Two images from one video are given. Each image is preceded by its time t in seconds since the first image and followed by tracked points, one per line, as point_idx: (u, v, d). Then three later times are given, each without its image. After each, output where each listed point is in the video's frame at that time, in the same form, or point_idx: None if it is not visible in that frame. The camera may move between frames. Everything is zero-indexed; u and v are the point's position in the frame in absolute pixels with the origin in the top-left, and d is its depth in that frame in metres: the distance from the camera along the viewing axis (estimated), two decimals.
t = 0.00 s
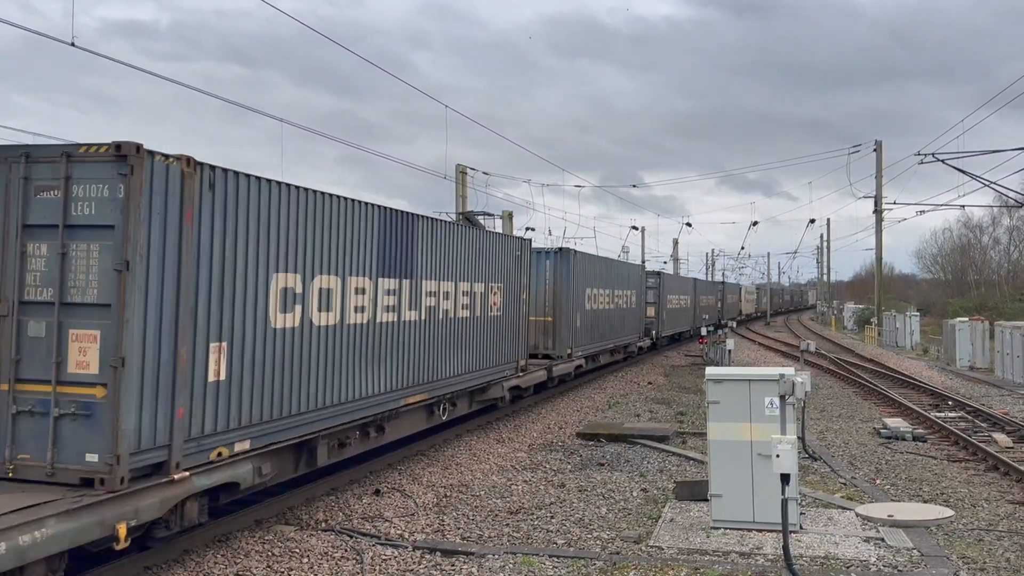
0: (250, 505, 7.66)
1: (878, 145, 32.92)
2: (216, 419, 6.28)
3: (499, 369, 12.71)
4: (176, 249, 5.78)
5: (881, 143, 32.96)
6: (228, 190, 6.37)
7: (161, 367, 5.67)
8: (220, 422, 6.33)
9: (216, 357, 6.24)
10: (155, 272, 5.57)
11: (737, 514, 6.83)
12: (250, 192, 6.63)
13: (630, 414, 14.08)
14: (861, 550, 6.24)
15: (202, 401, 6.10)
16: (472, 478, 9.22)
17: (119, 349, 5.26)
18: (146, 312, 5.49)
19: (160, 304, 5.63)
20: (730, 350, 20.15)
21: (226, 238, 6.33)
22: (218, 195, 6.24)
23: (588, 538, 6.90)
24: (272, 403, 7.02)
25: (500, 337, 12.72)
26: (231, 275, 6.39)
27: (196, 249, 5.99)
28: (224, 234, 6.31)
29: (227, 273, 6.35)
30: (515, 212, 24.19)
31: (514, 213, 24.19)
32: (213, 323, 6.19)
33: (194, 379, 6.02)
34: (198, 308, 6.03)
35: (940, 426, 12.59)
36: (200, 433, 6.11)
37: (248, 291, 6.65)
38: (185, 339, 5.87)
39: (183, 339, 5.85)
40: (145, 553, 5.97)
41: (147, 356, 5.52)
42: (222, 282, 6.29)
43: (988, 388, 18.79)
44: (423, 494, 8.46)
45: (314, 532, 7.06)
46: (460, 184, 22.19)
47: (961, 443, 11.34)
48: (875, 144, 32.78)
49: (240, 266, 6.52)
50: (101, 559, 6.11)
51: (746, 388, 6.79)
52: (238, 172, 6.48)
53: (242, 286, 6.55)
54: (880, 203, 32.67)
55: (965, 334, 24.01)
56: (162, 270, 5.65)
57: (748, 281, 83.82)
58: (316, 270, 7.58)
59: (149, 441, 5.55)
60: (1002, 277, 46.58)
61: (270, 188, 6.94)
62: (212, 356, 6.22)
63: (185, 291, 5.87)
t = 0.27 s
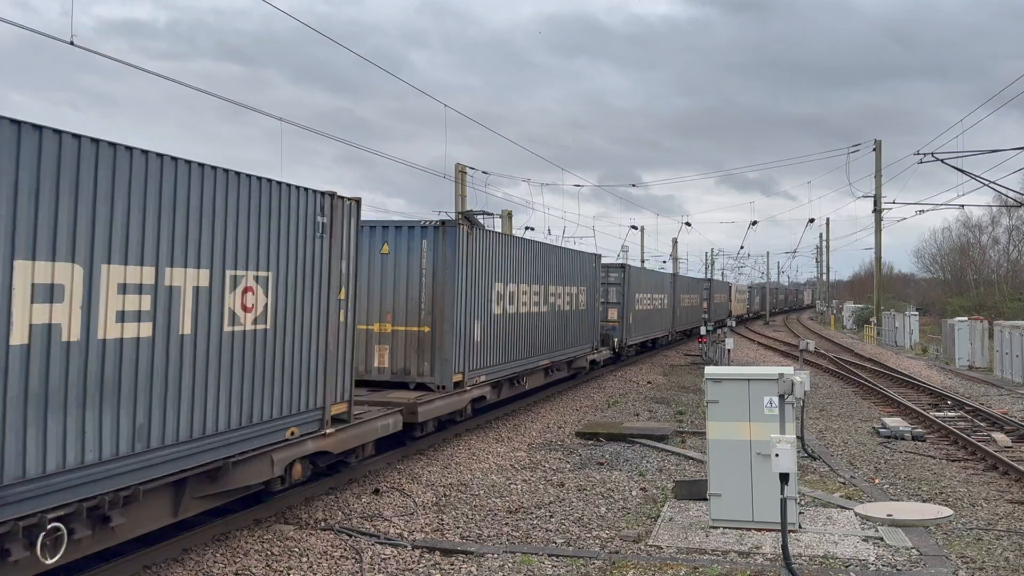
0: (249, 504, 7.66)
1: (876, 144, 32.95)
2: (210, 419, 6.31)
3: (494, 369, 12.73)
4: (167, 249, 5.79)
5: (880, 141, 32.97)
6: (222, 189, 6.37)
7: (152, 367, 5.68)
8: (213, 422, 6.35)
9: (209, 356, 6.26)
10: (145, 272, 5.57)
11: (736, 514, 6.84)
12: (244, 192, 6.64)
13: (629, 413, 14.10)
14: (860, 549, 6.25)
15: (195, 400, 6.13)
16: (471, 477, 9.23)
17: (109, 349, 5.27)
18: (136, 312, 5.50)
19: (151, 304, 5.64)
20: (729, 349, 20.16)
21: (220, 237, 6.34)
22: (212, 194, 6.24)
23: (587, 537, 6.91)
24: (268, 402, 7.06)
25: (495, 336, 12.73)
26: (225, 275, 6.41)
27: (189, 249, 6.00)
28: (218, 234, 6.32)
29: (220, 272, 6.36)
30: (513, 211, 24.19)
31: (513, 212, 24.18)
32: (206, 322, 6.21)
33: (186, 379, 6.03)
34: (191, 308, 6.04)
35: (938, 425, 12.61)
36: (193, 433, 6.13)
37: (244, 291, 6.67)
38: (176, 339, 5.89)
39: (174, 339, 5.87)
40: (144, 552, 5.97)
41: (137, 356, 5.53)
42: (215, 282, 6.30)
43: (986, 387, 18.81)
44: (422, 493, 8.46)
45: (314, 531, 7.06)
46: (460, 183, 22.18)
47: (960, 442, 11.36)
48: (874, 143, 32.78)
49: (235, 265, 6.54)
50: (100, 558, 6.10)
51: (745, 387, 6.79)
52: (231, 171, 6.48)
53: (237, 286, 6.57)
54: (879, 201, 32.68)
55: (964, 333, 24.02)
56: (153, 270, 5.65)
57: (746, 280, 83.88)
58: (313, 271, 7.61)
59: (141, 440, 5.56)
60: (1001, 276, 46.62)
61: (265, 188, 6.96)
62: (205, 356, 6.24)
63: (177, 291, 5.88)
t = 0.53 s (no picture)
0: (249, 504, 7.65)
1: (875, 143, 32.95)
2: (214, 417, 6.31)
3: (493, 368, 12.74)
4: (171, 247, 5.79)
5: (879, 141, 32.96)
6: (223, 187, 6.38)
7: (158, 365, 5.69)
8: (217, 419, 6.35)
9: (213, 354, 6.26)
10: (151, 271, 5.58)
11: (735, 513, 6.84)
12: (246, 190, 6.65)
13: (629, 413, 14.10)
14: (860, 549, 6.25)
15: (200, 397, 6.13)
16: (471, 476, 9.22)
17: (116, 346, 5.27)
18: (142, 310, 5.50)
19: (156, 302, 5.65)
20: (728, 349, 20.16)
21: (222, 235, 6.35)
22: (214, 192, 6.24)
23: (586, 536, 6.90)
24: (268, 399, 7.03)
25: (494, 336, 12.74)
26: (228, 273, 6.41)
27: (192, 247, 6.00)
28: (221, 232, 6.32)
29: (223, 270, 6.37)
30: (513, 211, 24.18)
31: (513, 212, 24.18)
32: (211, 319, 6.20)
33: (190, 377, 6.03)
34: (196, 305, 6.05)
35: (938, 425, 12.62)
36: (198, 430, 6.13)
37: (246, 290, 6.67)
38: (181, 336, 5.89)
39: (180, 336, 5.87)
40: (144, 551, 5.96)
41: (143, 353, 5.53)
42: (218, 280, 6.30)
43: (985, 386, 18.87)
44: (422, 492, 8.47)
45: (313, 531, 7.06)
46: (460, 183, 22.18)
47: (959, 442, 11.37)
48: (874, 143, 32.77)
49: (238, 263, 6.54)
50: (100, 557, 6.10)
51: (744, 386, 6.79)
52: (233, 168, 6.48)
53: (239, 283, 6.56)
54: (878, 201, 32.66)
55: (964, 333, 24.01)
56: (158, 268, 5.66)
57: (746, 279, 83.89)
58: (314, 268, 7.61)
59: (147, 437, 5.57)
60: (1000, 276, 46.63)
61: (266, 186, 6.96)
62: (210, 353, 6.24)
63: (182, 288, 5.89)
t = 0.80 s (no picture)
0: (250, 503, 7.66)
1: (875, 143, 32.93)
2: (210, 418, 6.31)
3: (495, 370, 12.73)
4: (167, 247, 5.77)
5: (879, 141, 32.93)
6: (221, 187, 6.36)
7: (153, 365, 5.67)
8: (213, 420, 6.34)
9: (209, 355, 6.25)
10: (145, 271, 5.56)
11: (735, 513, 6.84)
12: (243, 190, 6.63)
13: (629, 412, 14.10)
14: (859, 549, 6.25)
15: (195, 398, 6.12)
16: (470, 476, 9.22)
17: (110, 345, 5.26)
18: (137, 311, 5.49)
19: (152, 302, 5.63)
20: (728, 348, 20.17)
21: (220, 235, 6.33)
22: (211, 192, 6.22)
23: (586, 536, 6.90)
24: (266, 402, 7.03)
25: (497, 338, 12.71)
26: (225, 274, 6.40)
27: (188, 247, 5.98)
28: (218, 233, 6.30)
29: (220, 271, 6.35)
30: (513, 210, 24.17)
31: (513, 211, 24.16)
32: (207, 321, 6.19)
33: (186, 378, 6.02)
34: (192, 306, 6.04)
35: (938, 424, 12.62)
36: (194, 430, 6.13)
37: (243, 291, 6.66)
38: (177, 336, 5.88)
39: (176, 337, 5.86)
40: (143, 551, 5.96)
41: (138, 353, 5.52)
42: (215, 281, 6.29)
43: (985, 386, 18.87)
44: (421, 492, 8.47)
45: (313, 530, 7.06)
46: (460, 182, 22.17)
47: (959, 442, 11.37)
48: (874, 142, 32.82)
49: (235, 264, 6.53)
50: (100, 556, 6.10)
51: (744, 386, 6.79)
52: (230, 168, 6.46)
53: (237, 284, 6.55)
54: (878, 200, 32.65)
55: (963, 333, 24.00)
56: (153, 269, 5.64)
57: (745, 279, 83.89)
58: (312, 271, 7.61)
59: (141, 439, 5.57)
60: (1000, 276, 46.63)
61: (265, 187, 6.94)
62: (205, 354, 6.23)
63: (178, 289, 5.87)
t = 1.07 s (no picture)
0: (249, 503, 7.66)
1: (874, 143, 32.93)
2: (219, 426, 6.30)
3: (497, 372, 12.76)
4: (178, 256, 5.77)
5: (878, 141, 32.91)
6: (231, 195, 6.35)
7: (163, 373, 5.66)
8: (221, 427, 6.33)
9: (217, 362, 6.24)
10: (156, 279, 5.55)
11: (734, 513, 6.84)
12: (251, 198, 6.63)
13: (629, 412, 14.09)
14: (859, 549, 6.25)
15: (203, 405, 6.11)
16: (470, 476, 9.22)
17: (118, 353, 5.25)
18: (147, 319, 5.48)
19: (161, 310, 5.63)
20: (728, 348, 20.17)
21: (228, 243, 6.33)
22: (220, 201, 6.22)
23: (585, 536, 6.90)
24: (274, 407, 7.00)
25: (499, 341, 12.75)
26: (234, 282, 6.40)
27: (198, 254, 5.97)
28: (227, 241, 6.30)
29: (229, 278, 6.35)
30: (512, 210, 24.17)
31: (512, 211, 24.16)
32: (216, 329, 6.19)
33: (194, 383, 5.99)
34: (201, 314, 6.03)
35: (937, 424, 12.62)
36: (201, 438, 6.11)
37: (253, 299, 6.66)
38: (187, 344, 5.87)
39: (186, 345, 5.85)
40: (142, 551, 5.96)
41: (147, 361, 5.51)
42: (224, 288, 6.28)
43: (985, 386, 18.87)
44: (421, 491, 8.47)
45: (312, 530, 7.06)
46: (459, 181, 22.16)
47: (958, 442, 11.37)
48: (874, 142, 32.83)
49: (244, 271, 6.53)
50: (99, 554, 6.10)
51: (744, 386, 6.79)
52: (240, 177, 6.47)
53: (245, 292, 6.56)
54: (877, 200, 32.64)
55: (963, 333, 24.00)
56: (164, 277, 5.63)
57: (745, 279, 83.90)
58: (320, 276, 7.60)
59: (149, 446, 5.54)
60: (1000, 276, 46.63)
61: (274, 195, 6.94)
62: (214, 362, 6.22)
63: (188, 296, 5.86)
